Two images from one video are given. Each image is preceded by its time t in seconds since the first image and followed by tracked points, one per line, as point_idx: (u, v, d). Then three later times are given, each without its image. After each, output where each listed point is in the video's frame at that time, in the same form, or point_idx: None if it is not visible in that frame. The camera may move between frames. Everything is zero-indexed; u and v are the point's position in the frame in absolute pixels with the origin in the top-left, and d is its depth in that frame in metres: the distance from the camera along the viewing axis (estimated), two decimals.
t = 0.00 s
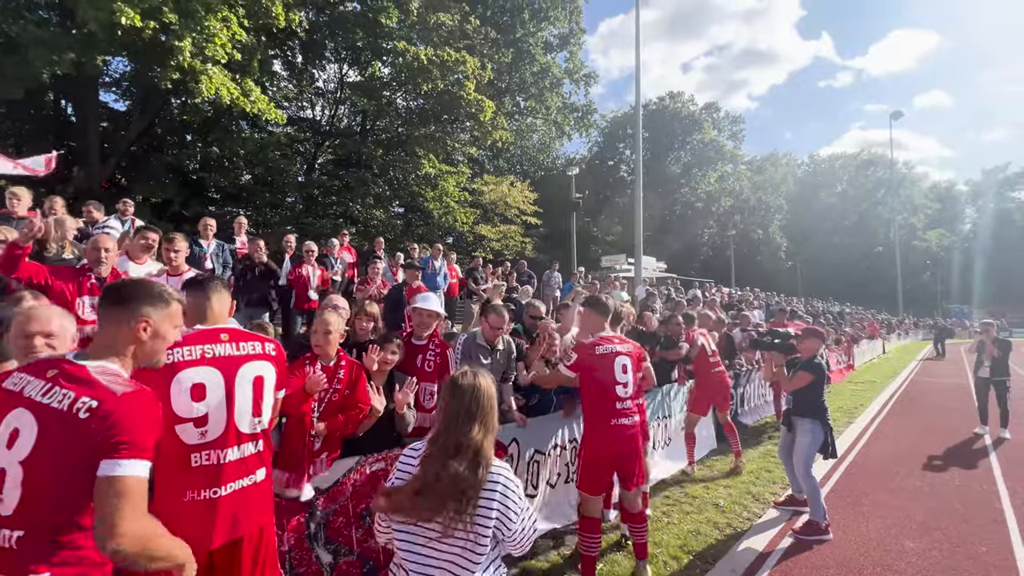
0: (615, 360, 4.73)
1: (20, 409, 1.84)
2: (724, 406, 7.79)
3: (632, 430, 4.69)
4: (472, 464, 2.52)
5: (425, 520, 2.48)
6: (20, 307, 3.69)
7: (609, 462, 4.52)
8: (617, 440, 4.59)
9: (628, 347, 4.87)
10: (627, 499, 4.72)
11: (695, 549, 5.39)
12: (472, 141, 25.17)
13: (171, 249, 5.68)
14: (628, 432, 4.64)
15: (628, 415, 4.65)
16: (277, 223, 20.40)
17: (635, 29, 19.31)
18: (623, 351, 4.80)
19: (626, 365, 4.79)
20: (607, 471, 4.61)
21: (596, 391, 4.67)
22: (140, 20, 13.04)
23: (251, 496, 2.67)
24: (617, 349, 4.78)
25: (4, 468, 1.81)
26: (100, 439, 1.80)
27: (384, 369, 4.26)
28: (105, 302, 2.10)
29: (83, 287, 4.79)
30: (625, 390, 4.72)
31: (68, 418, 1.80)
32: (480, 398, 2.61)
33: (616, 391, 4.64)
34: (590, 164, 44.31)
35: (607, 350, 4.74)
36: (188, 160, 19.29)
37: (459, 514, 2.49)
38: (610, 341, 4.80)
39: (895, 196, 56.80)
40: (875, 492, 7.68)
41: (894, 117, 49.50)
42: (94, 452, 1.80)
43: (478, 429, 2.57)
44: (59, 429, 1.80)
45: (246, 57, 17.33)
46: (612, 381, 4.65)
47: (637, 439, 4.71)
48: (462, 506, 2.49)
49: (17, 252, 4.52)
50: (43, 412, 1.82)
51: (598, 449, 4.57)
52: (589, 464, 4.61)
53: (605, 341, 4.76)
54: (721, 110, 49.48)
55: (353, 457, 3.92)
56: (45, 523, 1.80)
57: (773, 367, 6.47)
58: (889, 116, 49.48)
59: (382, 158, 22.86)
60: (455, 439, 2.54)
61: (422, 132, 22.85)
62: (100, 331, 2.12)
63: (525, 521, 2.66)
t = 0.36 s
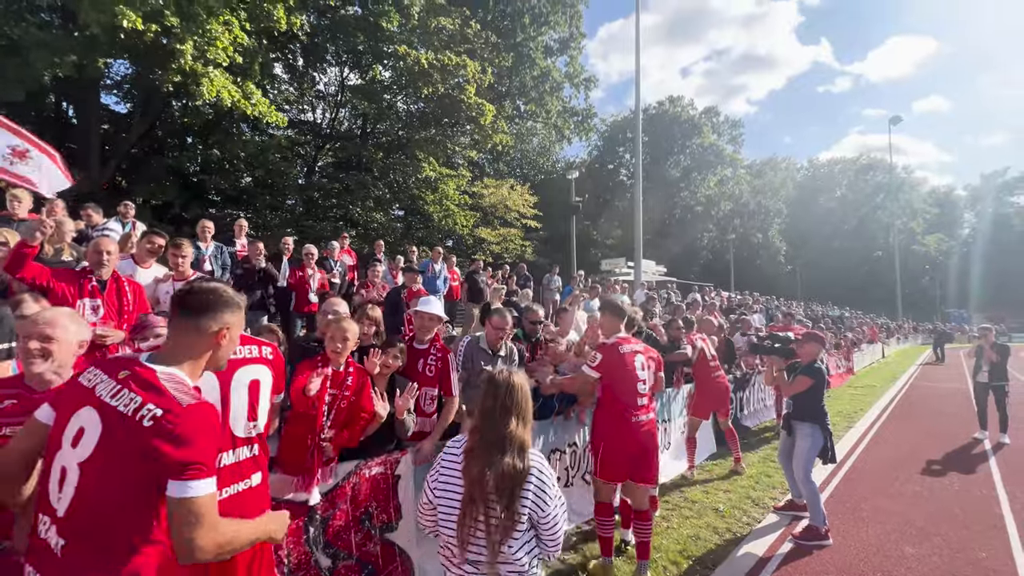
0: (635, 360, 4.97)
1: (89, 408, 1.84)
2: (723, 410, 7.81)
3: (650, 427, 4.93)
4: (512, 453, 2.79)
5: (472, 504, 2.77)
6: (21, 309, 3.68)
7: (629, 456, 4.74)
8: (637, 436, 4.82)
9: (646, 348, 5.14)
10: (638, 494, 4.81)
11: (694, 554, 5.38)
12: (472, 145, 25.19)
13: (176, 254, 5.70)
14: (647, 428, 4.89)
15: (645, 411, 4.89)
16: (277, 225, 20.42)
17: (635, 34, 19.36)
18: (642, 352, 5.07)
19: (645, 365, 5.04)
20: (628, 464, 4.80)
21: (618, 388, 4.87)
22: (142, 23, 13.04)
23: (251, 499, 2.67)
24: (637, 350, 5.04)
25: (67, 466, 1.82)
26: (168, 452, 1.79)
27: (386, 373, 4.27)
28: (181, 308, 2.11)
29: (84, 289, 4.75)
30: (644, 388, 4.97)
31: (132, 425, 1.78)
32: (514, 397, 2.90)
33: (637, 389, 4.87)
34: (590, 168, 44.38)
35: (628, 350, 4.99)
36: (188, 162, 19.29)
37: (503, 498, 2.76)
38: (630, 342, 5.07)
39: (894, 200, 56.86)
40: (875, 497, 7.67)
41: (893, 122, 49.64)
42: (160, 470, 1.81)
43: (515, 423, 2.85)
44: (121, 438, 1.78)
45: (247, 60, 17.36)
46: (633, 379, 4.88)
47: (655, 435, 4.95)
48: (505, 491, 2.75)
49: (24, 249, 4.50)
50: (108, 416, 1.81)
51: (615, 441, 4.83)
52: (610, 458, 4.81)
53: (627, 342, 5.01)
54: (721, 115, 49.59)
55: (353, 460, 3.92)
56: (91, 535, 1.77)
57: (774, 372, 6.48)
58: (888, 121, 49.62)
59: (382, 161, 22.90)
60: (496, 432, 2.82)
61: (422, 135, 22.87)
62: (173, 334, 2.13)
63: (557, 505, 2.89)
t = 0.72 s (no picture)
0: (629, 365, 4.94)
1: (177, 415, 2.03)
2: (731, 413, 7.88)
3: (642, 432, 4.91)
4: (545, 452, 2.83)
5: (504, 497, 2.86)
6: (24, 311, 3.68)
7: (621, 459, 4.79)
8: (628, 441, 4.83)
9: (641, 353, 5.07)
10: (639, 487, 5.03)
11: (694, 559, 5.36)
12: (473, 148, 25.23)
13: (177, 258, 5.72)
14: (639, 433, 4.88)
15: (638, 416, 4.87)
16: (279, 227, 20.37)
17: (636, 38, 19.38)
18: (637, 357, 5.01)
19: (640, 369, 4.98)
20: (620, 467, 4.83)
21: (610, 394, 4.89)
22: (144, 26, 13.06)
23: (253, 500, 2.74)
24: (631, 354, 5.00)
25: (166, 471, 2.00)
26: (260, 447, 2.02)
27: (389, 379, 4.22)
28: (229, 316, 2.19)
29: (83, 291, 4.77)
30: (638, 394, 4.94)
31: (223, 425, 1.99)
32: (547, 394, 2.93)
33: (628, 395, 4.87)
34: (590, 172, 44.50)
35: (621, 356, 4.98)
36: (189, 165, 19.36)
37: (533, 494, 2.83)
38: (624, 347, 5.05)
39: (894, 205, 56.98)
40: (875, 503, 7.65)
41: (892, 128, 49.84)
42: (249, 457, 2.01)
43: (549, 422, 2.89)
44: (217, 437, 1.98)
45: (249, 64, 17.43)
46: (625, 385, 4.88)
47: (648, 440, 4.92)
48: (536, 487, 2.82)
49: (27, 252, 4.49)
50: (200, 421, 2.00)
51: (607, 447, 4.84)
52: (602, 462, 4.86)
53: (620, 347, 5.01)
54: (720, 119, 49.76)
55: (353, 463, 3.90)
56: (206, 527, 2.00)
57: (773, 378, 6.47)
58: (888, 126, 49.71)
59: (382, 164, 22.91)
60: (531, 429, 2.86)
61: (422, 139, 22.90)
62: (224, 341, 2.23)
63: (586, 506, 2.92)
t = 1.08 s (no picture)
0: (652, 368, 5.12)
1: (279, 396, 2.11)
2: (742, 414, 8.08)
3: (661, 432, 5.10)
4: (604, 448, 2.91)
5: (568, 497, 2.88)
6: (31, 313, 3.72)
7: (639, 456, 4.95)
8: (647, 439, 5.00)
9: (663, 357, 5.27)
10: (650, 489, 5.02)
11: (697, 563, 5.33)
12: (475, 151, 25.27)
13: (178, 259, 5.74)
14: (658, 432, 5.06)
15: (657, 416, 5.03)
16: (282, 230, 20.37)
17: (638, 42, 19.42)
18: (659, 360, 5.21)
19: (661, 372, 5.17)
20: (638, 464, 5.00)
21: (632, 393, 5.02)
22: (149, 30, 13.14)
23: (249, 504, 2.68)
24: (654, 358, 5.19)
25: (283, 444, 2.09)
26: (352, 416, 2.31)
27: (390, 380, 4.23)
28: (293, 312, 2.36)
29: (88, 293, 4.79)
30: (659, 395, 5.12)
31: (332, 396, 2.21)
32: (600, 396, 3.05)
33: (650, 396, 5.04)
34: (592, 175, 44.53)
35: (645, 357, 5.15)
36: (193, 167, 19.47)
37: (599, 493, 2.85)
38: (649, 350, 5.23)
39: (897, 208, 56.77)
40: (879, 508, 7.60)
41: (895, 131, 49.70)
42: (342, 424, 2.24)
43: (604, 417, 3.00)
44: (329, 407, 2.19)
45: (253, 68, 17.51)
46: (648, 385, 5.05)
47: (665, 441, 5.11)
48: (600, 486, 2.84)
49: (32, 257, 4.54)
50: (310, 394, 2.15)
51: (625, 443, 5.00)
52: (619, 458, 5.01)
53: (645, 349, 5.19)
54: (723, 123, 49.75)
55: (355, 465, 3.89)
56: (325, 487, 2.20)
57: (777, 382, 6.48)
58: (891, 129, 49.57)
59: (385, 167, 22.90)
60: (588, 427, 2.96)
61: (425, 141, 22.90)
62: (287, 333, 2.36)
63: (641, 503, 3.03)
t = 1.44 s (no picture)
0: (672, 368, 5.14)
1: (371, 391, 2.65)
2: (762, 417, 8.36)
3: (680, 431, 5.14)
4: (641, 452, 2.87)
5: (603, 498, 2.88)
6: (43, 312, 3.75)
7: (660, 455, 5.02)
8: (667, 438, 5.06)
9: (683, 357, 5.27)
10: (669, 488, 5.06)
11: (704, 566, 5.31)
12: (481, 153, 25.30)
13: (185, 258, 5.82)
14: (678, 431, 5.11)
15: (677, 415, 5.09)
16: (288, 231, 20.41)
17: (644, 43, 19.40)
18: (679, 360, 5.21)
19: (681, 372, 5.19)
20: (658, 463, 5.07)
21: (652, 393, 5.07)
22: (160, 33, 13.25)
23: (255, 503, 2.68)
24: (673, 358, 5.20)
25: (374, 432, 2.64)
26: (426, 414, 2.84)
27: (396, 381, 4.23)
28: (383, 319, 2.86)
29: (98, 294, 4.83)
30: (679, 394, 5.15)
31: (412, 394, 2.77)
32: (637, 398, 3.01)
33: (670, 395, 5.07)
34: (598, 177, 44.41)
35: (664, 357, 5.17)
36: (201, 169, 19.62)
37: (632, 493, 2.85)
38: (668, 349, 5.24)
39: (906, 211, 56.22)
40: (889, 513, 7.52)
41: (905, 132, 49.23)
42: (419, 419, 2.81)
43: (641, 423, 2.96)
44: (410, 403, 2.75)
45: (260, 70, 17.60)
46: (667, 385, 5.08)
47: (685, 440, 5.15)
48: (635, 487, 2.84)
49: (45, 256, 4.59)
50: (396, 392, 2.70)
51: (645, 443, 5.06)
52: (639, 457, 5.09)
53: (664, 349, 5.20)
54: (729, 124, 49.54)
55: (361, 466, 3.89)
56: (404, 467, 2.76)
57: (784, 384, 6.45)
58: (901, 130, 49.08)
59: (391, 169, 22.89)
60: (624, 430, 2.92)
61: (431, 143, 22.91)
62: (371, 338, 2.86)
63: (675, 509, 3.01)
